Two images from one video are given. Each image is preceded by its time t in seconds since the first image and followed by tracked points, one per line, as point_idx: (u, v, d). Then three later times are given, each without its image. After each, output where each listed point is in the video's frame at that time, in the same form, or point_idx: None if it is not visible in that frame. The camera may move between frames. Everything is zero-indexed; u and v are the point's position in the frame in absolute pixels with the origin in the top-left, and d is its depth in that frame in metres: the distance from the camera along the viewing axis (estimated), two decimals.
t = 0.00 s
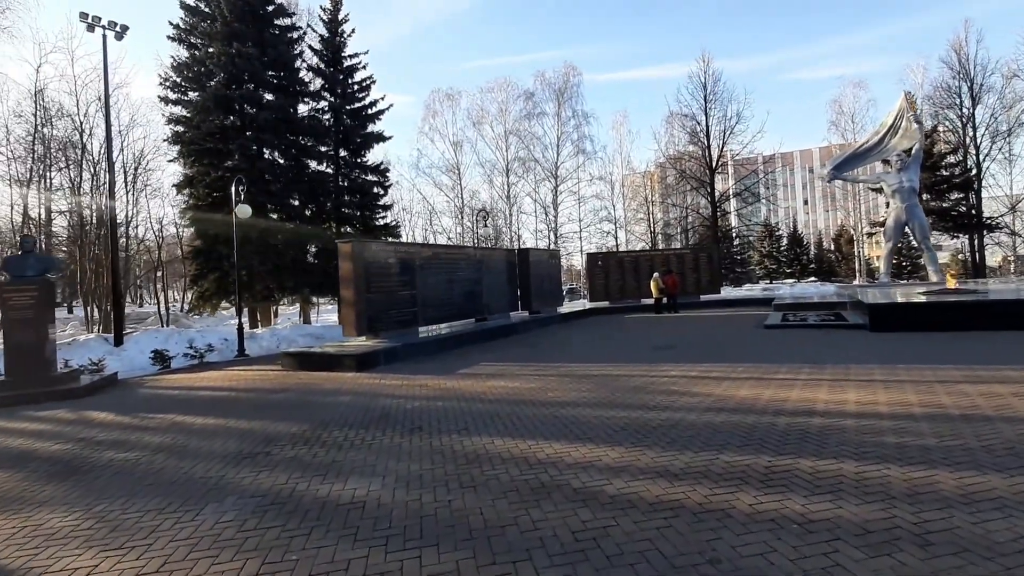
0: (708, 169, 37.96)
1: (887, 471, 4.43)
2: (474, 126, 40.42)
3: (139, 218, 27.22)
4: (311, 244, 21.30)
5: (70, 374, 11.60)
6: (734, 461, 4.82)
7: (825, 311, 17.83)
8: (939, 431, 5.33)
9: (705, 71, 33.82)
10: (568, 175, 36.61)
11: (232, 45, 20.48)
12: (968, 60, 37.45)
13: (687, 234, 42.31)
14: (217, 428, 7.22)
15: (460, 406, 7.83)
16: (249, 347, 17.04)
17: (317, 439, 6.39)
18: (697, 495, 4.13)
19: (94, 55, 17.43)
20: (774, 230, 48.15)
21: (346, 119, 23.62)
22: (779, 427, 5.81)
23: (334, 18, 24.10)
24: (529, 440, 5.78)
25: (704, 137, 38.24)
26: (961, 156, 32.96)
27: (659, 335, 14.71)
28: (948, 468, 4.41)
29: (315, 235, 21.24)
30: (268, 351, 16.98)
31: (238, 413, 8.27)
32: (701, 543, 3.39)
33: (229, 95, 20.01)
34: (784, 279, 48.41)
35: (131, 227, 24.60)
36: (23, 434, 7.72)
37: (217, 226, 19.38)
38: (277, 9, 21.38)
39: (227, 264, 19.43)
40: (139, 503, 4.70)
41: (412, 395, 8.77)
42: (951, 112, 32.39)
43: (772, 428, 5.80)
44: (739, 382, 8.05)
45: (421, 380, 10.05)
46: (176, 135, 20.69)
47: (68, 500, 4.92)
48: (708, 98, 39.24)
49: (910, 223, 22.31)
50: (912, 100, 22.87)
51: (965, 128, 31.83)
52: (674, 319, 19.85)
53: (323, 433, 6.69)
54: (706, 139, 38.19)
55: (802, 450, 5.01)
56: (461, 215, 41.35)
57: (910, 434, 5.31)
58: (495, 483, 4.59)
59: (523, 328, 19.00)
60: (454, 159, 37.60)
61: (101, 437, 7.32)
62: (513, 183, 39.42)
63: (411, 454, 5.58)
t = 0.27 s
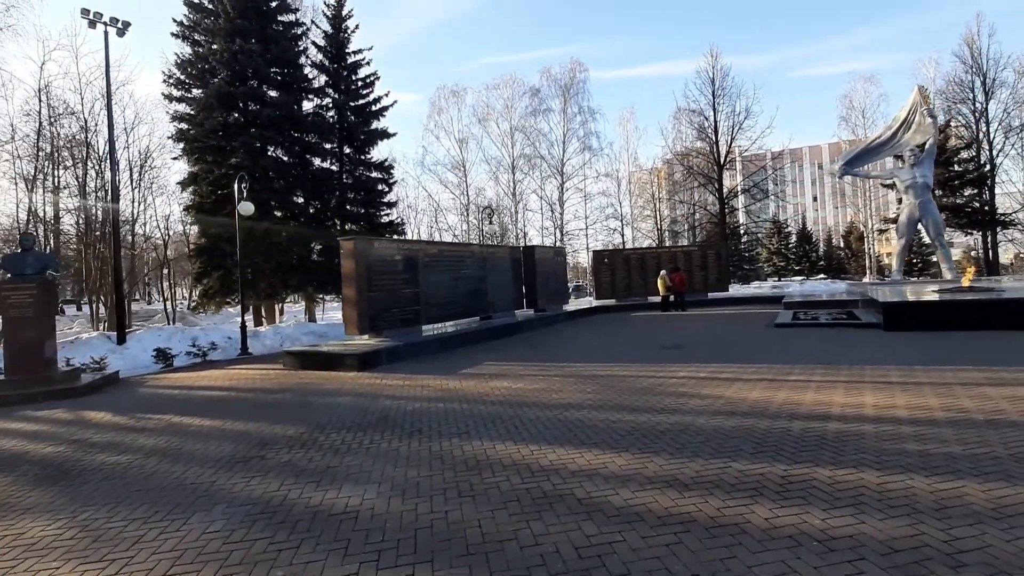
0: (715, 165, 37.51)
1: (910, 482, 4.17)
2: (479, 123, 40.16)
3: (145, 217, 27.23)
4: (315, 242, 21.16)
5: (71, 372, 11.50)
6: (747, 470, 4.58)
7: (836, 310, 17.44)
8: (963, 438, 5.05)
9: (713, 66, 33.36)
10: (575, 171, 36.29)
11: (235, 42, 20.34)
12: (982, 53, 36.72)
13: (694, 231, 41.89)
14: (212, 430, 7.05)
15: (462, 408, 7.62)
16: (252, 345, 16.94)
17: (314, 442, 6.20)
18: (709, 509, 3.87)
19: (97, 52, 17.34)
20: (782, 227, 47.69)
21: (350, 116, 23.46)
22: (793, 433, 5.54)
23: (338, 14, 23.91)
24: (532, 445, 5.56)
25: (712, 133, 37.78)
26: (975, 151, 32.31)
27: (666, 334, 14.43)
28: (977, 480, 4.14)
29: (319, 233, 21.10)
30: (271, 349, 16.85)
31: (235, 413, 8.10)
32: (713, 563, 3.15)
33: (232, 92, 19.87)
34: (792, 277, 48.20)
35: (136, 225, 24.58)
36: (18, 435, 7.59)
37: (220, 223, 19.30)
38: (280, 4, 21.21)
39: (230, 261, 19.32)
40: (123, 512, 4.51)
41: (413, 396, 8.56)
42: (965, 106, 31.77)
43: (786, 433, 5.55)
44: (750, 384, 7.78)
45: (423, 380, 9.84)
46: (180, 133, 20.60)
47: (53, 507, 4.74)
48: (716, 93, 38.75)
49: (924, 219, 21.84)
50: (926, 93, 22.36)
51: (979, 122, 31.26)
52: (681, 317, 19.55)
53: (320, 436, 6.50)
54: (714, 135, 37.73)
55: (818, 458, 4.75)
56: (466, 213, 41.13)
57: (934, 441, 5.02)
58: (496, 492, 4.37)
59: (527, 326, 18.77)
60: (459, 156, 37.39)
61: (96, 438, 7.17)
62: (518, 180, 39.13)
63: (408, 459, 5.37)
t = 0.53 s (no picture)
0: (722, 161, 37.08)
1: (940, 492, 3.86)
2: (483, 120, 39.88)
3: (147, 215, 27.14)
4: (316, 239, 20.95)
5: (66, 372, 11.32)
6: (762, 478, 4.27)
7: (846, 307, 17.08)
8: (993, 444, 4.72)
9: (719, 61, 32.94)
10: (579, 168, 35.98)
11: (235, 37, 20.12)
12: (994, 46, 36.11)
13: (700, 228, 41.53)
14: (202, 433, 6.81)
15: (461, 409, 7.35)
16: (252, 343, 16.75)
17: (305, 446, 5.95)
18: (724, 522, 3.58)
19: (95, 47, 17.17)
20: (788, 224, 47.25)
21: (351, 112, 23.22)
22: (809, 437, 5.25)
23: (339, 9, 23.65)
24: (532, 450, 5.28)
25: (718, 129, 37.34)
26: (986, 146, 31.76)
27: (672, 332, 14.11)
28: (1015, 491, 3.82)
29: (320, 230, 20.88)
30: (271, 348, 16.66)
31: (228, 414, 7.86)
32: None
33: (232, 88, 19.65)
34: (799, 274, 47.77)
35: (137, 223, 24.46)
36: (5, 437, 7.38)
37: (220, 221, 19.11)
38: None
39: (231, 259, 19.14)
40: (99, 522, 4.26)
41: (412, 396, 8.30)
42: (976, 100, 31.19)
43: (800, 438, 5.24)
44: (761, 385, 7.46)
45: (422, 380, 9.58)
46: (180, 130, 20.43)
47: (27, 516, 4.49)
48: (721, 89, 38.31)
49: (936, 215, 21.37)
50: (938, 86, 21.88)
51: (991, 117, 30.74)
52: (687, 315, 19.23)
53: (313, 438, 6.25)
54: (720, 131, 37.29)
55: (838, 465, 4.44)
56: (469, 211, 40.88)
57: (962, 447, 4.70)
58: (492, 502, 4.09)
59: (531, 324, 18.49)
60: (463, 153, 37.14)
61: (83, 440, 6.94)
62: (522, 177, 38.84)
63: (402, 464, 5.11)
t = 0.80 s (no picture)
0: (723, 161, 36.82)
1: (968, 512, 3.60)
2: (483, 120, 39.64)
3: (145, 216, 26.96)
4: (314, 240, 20.72)
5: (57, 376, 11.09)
6: (776, 496, 4.02)
7: (852, 308, 16.81)
8: (1020, 457, 4.45)
9: (721, 60, 32.66)
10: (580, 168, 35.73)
11: (231, 35, 19.88)
12: (998, 44, 35.79)
13: (701, 228, 41.28)
14: (189, 441, 6.57)
15: (458, 415, 7.09)
16: (248, 346, 16.51)
17: (294, 457, 5.69)
18: (737, 546, 3.32)
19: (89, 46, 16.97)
20: (790, 224, 47.01)
21: (349, 111, 22.98)
22: (822, 449, 4.98)
23: (337, 7, 23.41)
24: (530, 462, 5.01)
25: (719, 128, 37.07)
26: (991, 145, 31.48)
27: (675, 335, 13.84)
28: None
29: (317, 230, 20.63)
30: (267, 350, 16.44)
31: (217, 421, 7.61)
32: None
33: (228, 87, 19.42)
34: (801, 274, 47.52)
35: (134, 224, 24.26)
36: None
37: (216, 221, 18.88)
38: None
39: (227, 260, 18.91)
40: (69, 543, 4.00)
41: (407, 402, 8.05)
42: (980, 99, 31.03)
43: (813, 449, 4.98)
44: (768, 391, 7.20)
45: (419, 384, 9.32)
46: (176, 129, 20.21)
47: None
48: (723, 88, 38.03)
49: (942, 214, 21.11)
50: (944, 84, 21.56)
51: (995, 115, 30.61)
52: (690, 317, 18.97)
53: (302, 448, 5.98)
54: (721, 130, 37.02)
55: (855, 481, 4.17)
56: (469, 211, 40.65)
57: (987, 461, 4.44)
58: (487, 521, 3.83)
59: (531, 326, 18.23)
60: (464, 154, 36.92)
61: (66, 449, 6.70)
62: (522, 177, 38.60)
63: (394, 478, 4.84)
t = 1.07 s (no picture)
0: (724, 161, 36.61)
1: (991, 531, 3.38)
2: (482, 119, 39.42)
3: (142, 215, 26.74)
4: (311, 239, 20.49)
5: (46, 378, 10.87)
6: (785, 512, 3.79)
7: (855, 310, 16.58)
8: None
9: (722, 58, 32.43)
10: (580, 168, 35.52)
11: (227, 32, 19.66)
12: (1002, 44, 35.57)
13: (702, 228, 41.08)
14: (173, 447, 6.35)
15: (453, 420, 6.87)
16: (243, 347, 16.29)
17: (280, 465, 5.46)
18: (745, 567, 3.11)
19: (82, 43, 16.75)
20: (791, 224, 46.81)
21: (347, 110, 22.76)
22: (831, 458, 4.77)
23: (335, 4, 23.19)
24: (526, 472, 4.80)
25: (720, 128, 36.83)
26: (994, 145, 31.27)
27: (676, 336, 13.61)
28: None
29: (314, 230, 20.41)
30: (263, 351, 16.23)
31: (205, 426, 7.38)
32: None
33: (224, 84, 19.20)
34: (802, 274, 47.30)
35: (130, 223, 24.04)
36: None
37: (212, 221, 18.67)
38: None
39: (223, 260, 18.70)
40: (36, 559, 3.78)
41: (401, 406, 7.82)
42: (983, 98, 30.86)
43: (822, 459, 4.76)
44: (773, 395, 6.98)
45: (413, 387, 9.09)
46: (171, 127, 20.00)
47: None
48: (724, 87, 37.80)
49: (946, 214, 20.89)
50: (947, 83, 21.34)
51: (998, 116, 30.61)
52: (690, 318, 18.75)
53: (289, 455, 5.76)
54: (722, 130, 36.80)
55: (868, 495, 3.96)
56: (469, 211, 40.42)
57: (1006, 473, 4.22)
58: (478, 537, 3.60)
59: (530, 327, 18.01)
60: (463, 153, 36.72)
61: (46, 456, 6.47)
62: (522, 177, 38.38)
63: (382, 488, 4.62)
